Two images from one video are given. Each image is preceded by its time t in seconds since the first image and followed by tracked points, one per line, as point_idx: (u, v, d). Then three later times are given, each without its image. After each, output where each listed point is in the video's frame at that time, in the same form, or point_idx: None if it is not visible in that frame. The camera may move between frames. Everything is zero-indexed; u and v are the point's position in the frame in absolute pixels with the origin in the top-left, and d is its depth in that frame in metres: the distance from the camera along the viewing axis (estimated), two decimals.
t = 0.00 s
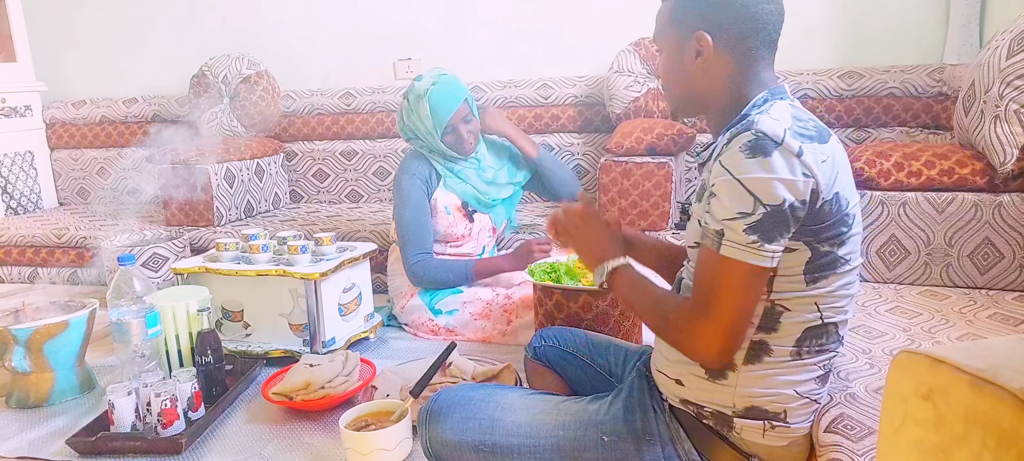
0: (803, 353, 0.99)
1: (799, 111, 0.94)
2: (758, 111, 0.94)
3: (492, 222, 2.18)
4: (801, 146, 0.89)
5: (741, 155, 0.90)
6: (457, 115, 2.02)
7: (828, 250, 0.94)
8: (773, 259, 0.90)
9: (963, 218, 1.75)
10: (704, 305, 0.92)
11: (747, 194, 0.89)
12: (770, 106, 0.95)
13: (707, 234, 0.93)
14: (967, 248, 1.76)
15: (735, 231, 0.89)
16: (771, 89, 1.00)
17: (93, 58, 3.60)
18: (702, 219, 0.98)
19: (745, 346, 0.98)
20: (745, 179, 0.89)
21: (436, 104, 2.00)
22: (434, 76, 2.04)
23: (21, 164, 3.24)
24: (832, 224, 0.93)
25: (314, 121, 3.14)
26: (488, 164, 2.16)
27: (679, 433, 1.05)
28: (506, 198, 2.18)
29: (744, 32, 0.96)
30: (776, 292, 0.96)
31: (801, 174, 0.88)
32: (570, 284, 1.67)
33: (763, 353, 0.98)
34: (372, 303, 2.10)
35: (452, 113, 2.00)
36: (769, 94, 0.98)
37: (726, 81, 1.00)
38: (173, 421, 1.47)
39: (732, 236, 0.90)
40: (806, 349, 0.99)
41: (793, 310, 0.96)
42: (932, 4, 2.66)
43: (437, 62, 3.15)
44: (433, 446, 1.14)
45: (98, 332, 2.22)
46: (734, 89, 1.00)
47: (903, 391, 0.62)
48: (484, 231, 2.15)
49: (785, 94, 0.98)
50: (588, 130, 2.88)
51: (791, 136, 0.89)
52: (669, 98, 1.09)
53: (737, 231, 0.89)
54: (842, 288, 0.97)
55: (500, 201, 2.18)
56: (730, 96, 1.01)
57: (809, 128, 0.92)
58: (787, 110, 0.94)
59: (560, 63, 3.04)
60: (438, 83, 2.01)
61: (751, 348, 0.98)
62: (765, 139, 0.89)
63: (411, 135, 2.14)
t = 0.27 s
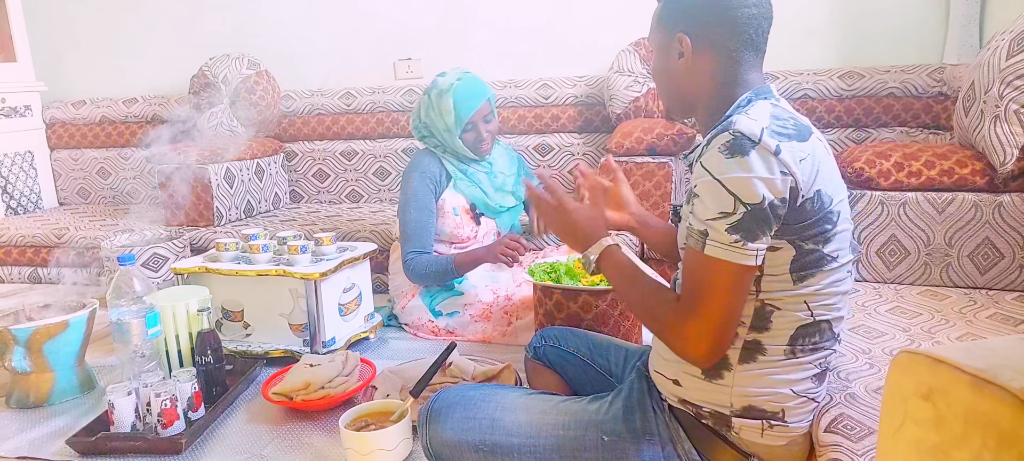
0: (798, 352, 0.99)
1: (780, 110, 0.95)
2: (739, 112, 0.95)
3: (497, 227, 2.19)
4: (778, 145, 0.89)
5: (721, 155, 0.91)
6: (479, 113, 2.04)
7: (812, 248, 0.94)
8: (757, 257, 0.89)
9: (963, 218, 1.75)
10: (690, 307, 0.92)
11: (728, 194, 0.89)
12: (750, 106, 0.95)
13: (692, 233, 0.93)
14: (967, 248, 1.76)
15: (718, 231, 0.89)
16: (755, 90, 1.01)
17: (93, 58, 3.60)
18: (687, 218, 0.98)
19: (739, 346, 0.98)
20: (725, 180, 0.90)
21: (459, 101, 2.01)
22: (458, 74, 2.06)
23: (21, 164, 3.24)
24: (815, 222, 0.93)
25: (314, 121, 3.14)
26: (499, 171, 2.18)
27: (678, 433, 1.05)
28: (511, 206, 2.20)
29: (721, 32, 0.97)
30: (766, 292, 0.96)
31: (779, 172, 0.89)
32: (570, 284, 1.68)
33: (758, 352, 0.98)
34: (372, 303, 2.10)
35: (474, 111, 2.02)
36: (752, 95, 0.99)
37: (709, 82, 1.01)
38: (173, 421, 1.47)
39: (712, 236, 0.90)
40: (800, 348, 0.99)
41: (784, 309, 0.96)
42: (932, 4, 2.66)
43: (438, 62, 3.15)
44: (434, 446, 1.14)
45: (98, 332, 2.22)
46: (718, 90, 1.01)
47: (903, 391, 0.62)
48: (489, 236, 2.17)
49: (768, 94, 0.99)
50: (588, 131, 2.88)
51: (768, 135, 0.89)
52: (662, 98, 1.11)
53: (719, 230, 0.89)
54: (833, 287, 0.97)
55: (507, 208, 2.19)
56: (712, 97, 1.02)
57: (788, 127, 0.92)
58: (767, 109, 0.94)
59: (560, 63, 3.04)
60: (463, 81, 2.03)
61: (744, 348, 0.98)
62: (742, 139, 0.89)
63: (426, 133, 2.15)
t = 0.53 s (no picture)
0: (798, 351, 0.99)
1: (778, 110, 0.94)
2: (738, 112, 0.95)
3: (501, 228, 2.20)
4: (780, 145, 0.89)
5: (723, 156, 0.90)
6: (505, 114, 2.06)
7: (814, 247, 0.94)
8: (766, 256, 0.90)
9: (963, 218, 1.75)
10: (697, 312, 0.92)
11: (733, 194, 0.89)
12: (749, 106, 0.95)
13: (696, 236, 0.93)
14: (967, 248, 1.76)
15: (726, 232, 0.90)
16: (751, 91, 1.00)
17: (93, 58, 3.60)
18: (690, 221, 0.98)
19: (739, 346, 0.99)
20: (730, 180, 0.89)
21: (490, 98, 2.03)
22: (493, 72, 2.08)
23: (21, 164, 3.24)
24: (816, 221, 0.93)
25: (314, 121, 3.14)
26: (507, 173, 2.19)
27: (679, 434, 1.05)
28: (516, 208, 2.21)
29: (715, 37, 0.97)
30: (766, 292, 0.96)
31: (784, 171, 0.89)
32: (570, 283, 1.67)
33: (758, 352, 0.98)
34: (372, 303, 2.10)
35: (501, 111, 2.04)
36: (749, 95, 0.99)
37: (705, 85, 1.01)
38: (173, 421, 1.47)
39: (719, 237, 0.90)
40: (800, 347, 0.99)
41: (784, 308, 0.97)
42: (932, 4, 2.66)
43: (438, 62, 3.15)
44: (434, 447, 1.14)
45: (98, 332, 2.22)
46: (715, 92, 1.01)
47: (903, 391, 0.62)
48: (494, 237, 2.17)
49: (764, 95, 0.99)
50: (588, 131, 2.88)
51: (770, 135, 0.89)
52: (659, 98, 1.10)
53: (728, 232, 0.89)
54: (833, 287, 0.97)
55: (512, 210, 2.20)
56: (708, 99, 1.03)
57: (788, 126, 0.92)
58: (765, 109, 0.94)
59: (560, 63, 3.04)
60: (498, 79, 2.05)
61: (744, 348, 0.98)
62: (745, 139, 0.89)
63: (445, 126, 2.16)
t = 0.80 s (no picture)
0: (800, 353, 0.99)
1: (785, 111, 0.94)
2: (743, 112, 0.95)
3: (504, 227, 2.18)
4: (781, 147, 0.88)
5: (722, 157, 0.90)
6: (508, 110, 2.07)
7: (816, 250, 0.94)
8: (757, 258, 0.91)
9: (963, 218, 1.75)
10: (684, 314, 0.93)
11: (726, 195, 0.89)
12: (755, 106, 0.95)
13: (690, 235, 0.94)
14: (967, 248, 1.76)
15: (714, 232, 0.90)
16: (758, 90, 1.00)
17: (93, 58, 3.60)
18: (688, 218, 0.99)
19: (741, 347, 0.99)
20: (725, 181, 0.89)
21: (493, 95, 2.04)
22: (496, 69, 2.09)
23: (21, 164, 3.24)
24: (818, 224, 0.92)
25: (314, 121, 3.14)
26: (510, 172, 2.19)
27: (679, 434, 1.05)
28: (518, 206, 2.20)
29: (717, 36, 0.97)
30: (770, 293, 0.96)
31: (783, 174, 0.88)
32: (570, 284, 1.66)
33: (760, 354, 0.98)
34: (371, 303, 2.10)
35: (504, 107, 2.05)
36: (756, 95, 0.98)
37: (708, 86, 1.01)
38: (173, 422, 1.47)
39: (708, 237, 0.91)
40: (802, 349, 0.99)
41: (787, 310, 0.96)
42: (932, 4, 2.66)
43: (437, 62, 3.15)
44: (434, 446, 1.14)
45: (97, 332, 2.22)
46: (719, 92, 1.01)
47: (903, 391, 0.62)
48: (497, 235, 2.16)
49: (772, 94, 0.98)
50: (588, 131, 2.88)
51: (771, 136, 0.89)
52: (662, 101, 1.09)
53: (716, 233, 0.90)
54: (837, 289, 0.97)
55: (514, 208, 2.19)
56: (711, 99, 1.02)
57: (792, 128, 0.91)
58: (771, 109, 0.93)
59: (560, 63, 3.04)
60: (501, 76, 2.06)
61: (747, 349, 0.98)
62: (745, 140, 0.88)
63: (449, 124, 2.17)
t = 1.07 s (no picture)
0: (800, 354, 0.99)
1: (786, 112, 0.94)
2: (744, 113, 0.94)
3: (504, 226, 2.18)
4: (783, 149, 0.88)
5: (723, 159, 0.90)
6: (507, 106, 2.07)
7: (818, 251, 0.94)
8: (760, 260, 0.91)
9: (963, 218, 1.75)
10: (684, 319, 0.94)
11: (727, 198, 0.90)
12: (756, 106, 0.94)
13: (691, 237, 0.95)
14: (967, 248, 1.76)
15: (714, 236, 0.91)
16: (759, 90, 1.00)
17: (92, 58, 3.59)
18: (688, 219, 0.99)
19: (742, 348, 0.99)
20: (725, 184, 0.90)
21: (490, 91, 2.04)
22: (493, 67, 2.09)
23: (21, 164, 3.24)
24: (820, 226, 0.92)
25: (314, 121, 3.14)
26: (509, 171, 2.19)
27: (679, 434, 1.05)
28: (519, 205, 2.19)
29: (711, 37, 0.98)
30: (772, 295, 0.96)
31: (784, 177, 0.88)
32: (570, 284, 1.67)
33: (761, 355, 0.98)
34: (371, 303, 2.10)
35: (502, 103, 2.05)
36: (757, 95, 0.98)
37: (707, 87, 1.01)
38: (173, 421, 1.47)
39: (710, 241, 0.91)
40: (803, 350, 0.99)
41: (788, 312, 0.96)
42: (932, 4, 2.66)
43: (437, 62, 3.15)
44: (434, 446, 1.14)
45: (97, 332, 2.22)
46: (718, 93, 1.01)
47: (903, 392, 0.62)
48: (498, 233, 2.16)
49: (773, 94, 0.98)
50: (588, 131, 2.88)
51: (773, 139, 0.89)
52: (664, 103, 1.10)
53: (715, 237, 0.91)
54: (838, 291, 0.97)
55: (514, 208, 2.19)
56: (710, 100, 1.02)
57: (794, 129, 0.91)
58: (773, 110, 0.93)
59: (560, 63, 3.04)
60: (498, 73, 2.06)
61: (748, 351, 0.98)
62: (746, 143, 0.88)
63: (448, 124, 2.17)
